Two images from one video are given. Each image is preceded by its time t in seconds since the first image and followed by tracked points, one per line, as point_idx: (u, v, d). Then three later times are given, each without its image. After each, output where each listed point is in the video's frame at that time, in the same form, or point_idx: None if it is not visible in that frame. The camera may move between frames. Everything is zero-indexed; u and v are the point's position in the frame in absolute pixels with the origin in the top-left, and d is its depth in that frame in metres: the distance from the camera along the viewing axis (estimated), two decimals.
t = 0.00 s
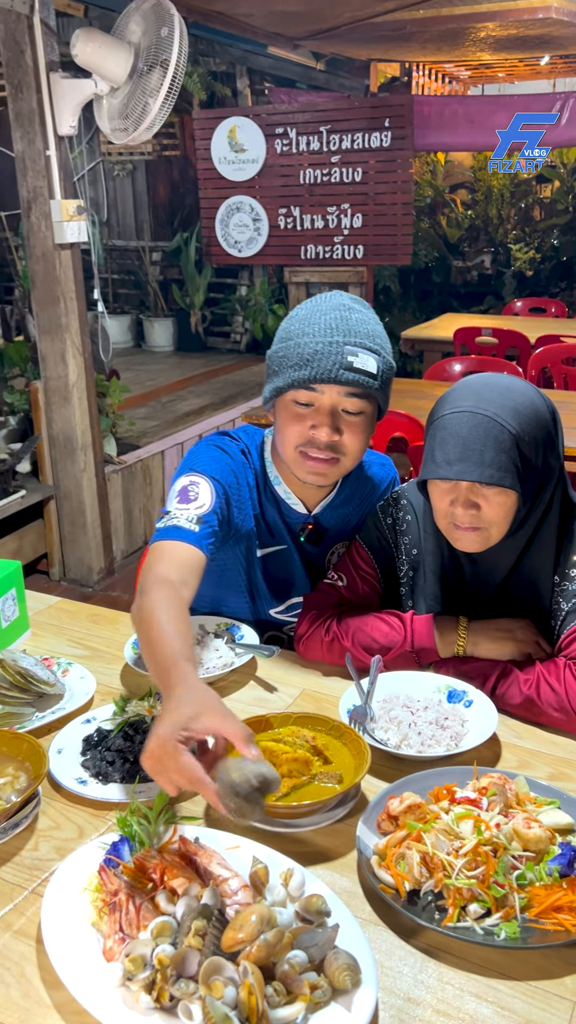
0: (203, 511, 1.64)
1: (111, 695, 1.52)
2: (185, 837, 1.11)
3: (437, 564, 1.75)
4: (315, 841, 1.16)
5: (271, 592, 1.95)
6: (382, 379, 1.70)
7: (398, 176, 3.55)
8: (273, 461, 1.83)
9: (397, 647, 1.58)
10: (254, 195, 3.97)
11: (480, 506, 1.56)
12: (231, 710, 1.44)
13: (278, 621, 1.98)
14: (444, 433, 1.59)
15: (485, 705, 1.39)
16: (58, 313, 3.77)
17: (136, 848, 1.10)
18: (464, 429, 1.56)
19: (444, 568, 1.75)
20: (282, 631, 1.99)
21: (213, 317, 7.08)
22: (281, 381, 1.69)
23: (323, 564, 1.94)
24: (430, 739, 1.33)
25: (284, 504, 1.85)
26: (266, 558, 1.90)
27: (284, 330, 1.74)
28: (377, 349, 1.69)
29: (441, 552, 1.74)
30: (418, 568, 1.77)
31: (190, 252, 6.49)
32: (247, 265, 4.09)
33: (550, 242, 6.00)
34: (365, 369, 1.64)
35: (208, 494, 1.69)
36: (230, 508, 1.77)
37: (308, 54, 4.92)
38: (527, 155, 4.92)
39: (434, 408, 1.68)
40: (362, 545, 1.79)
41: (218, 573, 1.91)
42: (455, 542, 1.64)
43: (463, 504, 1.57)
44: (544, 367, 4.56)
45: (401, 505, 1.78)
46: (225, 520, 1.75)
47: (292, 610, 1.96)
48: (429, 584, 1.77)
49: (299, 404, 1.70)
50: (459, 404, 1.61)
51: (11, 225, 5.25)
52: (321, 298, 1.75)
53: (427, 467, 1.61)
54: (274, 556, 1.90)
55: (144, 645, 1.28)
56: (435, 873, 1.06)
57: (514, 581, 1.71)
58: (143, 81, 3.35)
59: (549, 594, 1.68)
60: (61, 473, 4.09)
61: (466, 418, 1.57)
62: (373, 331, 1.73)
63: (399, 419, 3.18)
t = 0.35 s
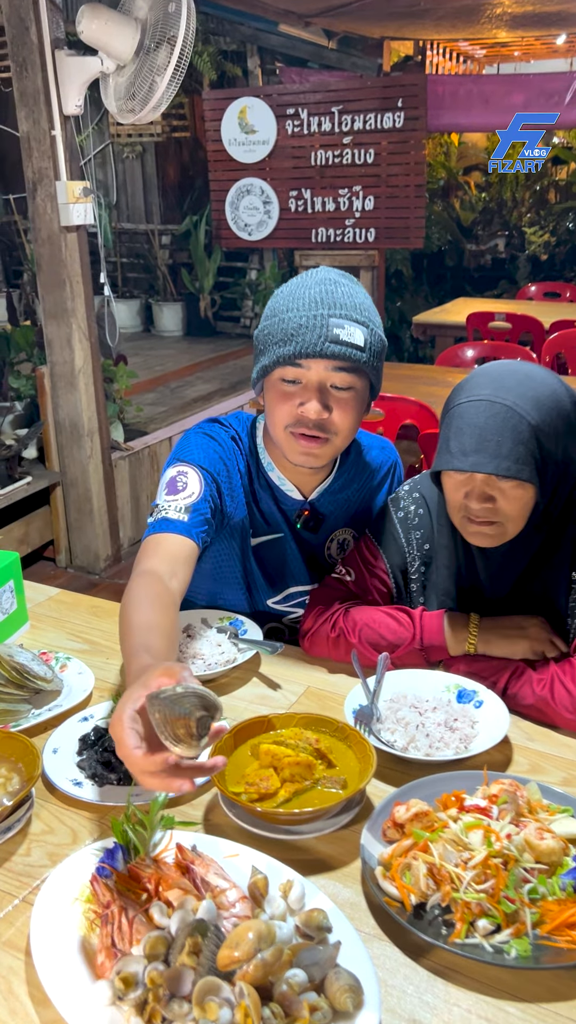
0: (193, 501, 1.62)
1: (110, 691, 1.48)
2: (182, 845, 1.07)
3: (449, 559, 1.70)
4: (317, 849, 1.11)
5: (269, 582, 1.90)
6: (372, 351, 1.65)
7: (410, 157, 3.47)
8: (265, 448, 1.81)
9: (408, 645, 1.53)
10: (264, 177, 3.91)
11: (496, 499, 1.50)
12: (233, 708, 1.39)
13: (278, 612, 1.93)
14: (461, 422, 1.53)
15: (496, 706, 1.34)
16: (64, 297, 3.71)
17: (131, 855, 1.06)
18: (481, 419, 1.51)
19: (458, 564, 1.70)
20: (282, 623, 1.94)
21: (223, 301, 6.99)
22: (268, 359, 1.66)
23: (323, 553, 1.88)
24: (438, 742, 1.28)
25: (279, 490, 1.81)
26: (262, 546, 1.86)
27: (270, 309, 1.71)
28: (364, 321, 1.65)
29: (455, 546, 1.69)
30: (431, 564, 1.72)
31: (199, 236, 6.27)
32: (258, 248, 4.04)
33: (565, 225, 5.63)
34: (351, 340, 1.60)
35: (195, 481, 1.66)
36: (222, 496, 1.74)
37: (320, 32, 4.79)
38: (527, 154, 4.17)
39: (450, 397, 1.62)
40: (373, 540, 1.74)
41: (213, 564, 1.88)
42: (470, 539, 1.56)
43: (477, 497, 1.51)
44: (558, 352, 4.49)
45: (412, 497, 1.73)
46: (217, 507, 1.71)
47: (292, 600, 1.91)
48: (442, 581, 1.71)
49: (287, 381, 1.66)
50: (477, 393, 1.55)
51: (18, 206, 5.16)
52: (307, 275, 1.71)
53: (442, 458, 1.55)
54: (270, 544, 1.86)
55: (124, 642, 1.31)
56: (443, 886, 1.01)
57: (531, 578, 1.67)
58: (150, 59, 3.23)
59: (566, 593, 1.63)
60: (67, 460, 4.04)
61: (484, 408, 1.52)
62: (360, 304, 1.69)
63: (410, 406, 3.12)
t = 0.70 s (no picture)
0: (199, 485, 1.56)
1: (126, 691, 1.39)
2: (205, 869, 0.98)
3: (490, 554, 1.60)
4: (352, 874, 1.02)
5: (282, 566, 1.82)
6: (382, 314, 1.55)
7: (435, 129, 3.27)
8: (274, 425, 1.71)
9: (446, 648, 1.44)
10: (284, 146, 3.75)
11: (547, 490, 1.43)
12: (258, 711, 1.31)
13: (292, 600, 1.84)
14: (510, 405, 1.43)
15: (543, 717, 1.24)
16: (79, 271, 3.59)
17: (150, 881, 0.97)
18: (534, 403, 1.40)
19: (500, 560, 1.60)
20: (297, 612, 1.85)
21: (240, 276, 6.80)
22: (271, 327, 1.56)
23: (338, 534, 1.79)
24: (481, 754, 1.18)
25: (289, 468, 1.73)
26: (273, 529, 1.77)
27: (272, 272, 1.60)
28: (373, 281, 1.54)
29: (496, 542, 1.59)
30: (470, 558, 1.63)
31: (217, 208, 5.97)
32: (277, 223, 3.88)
33: None
34: (360, 304, 1.50)
35: (200, 462, 1.59)
36: (229, 478, 1.67)
37: None
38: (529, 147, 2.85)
39: (498, 376, 1.51)
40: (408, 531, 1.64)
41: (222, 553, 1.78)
42: (515, 528, 1.51)
43: (528, 487, 1.43)
44: None
45: (451, 488, 1.63)
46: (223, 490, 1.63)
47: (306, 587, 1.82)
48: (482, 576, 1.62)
49: (292, 352, 1.56)
50: (529, 372, 1.43)
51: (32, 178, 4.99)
52: (311, 233, 1.60)
53: (491, 445, 1.46)
54: (282, 528, 1.77)
55: (143, 641, 1.26)
56: (493, 923, 0.92)
57: None
58: (169, 21, 3.01)
59: None
60: (82, 440, 3.94)
61: (538, 389, 1.40)
62: (368, 264, 1.58)
63: (437, 386, 3.00)
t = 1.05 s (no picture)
0: (180, 416, 1.55)
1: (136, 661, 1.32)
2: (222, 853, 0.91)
3: (522, 520, 1.55)
4: (380, 861, 0.95)
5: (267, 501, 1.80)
6: (381, 257, 1.47)
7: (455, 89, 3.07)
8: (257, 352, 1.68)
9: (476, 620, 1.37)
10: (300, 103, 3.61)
11: None
12: (275, 685, 1.23)
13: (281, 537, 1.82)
14: (547, 354, 1.36)
15: None
16: (88, 231, 3.49)
17: (162, 867, 0.89)
18: (573, 351, 1.33)
19: (531, 531, 1.55)
20: (286, 550, 1.83)
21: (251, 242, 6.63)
22: (266, 257, 1.48)
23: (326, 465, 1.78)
24: (515, 734, 1.10)
25: (275, 399, 1.71)
26: (257, 462, 1.76)
27: (272, 198, 1.51)
28: (376, 222, 1.46)
29: (528, 511, 1.54)
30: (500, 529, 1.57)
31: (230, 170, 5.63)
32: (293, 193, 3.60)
33: None
34: (361, 243, 1.42)
35: (180, 392, 1.59)
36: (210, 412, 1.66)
37: None
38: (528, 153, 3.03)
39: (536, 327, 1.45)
40: (435, 497, 1.59)
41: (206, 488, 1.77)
42: (545, 490, 1.45)
43: (559, 443, 1.38)
44: None
45: (481, 453, 1.58)
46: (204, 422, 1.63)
47: (292, 521, 1.80)
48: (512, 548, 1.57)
49: (285, 283, 1.48)
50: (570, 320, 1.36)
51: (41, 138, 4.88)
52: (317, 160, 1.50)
53: (523, 394, 1.40)
54: (267, 461, 1.76)
55: (133, 565, 1.20)
56: (535, 918, 0.85)
57: None
58: None
59: None
60: (90, 404, 3.86)
61: None
62: (372, 201, 1.49)
63: (457, 351, 2.90)
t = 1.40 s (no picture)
0: (156, 394, 1.49)
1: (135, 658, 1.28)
2: (221, 864, 0.87)
3: (533, 515, 1.50)
4: (386, 873, 0.91)
5: (244, 482, 1.74)
6: (371, 239, 1.43)
7: (467, 70, 3.01)
8: (239, 333, 1.63)
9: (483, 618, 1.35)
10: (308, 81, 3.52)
11: None
12: (276, 685, 1.20)
13: (260, 520, 1.76)
14: (557, 335, 1.33)
15: None
16: (91, 209, 3.41)
17: (159, 879, 0.85)
18: None
19: (542, 527, 1.50)
20: (266, 533, 1.77)
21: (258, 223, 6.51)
22: (254, 231, 1.42)
23: (303, 447, 1.69)
24: (527, 741, 1.06)
25: (253, 380, 1.65)
26: (234, 444, 1.70)
27: (261, 172, 1.45)
28: (367, 203, 1.42)
29: (540, 507, 1.49)
30: (511, 526, 1.54)
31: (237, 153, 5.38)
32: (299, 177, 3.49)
33: None
34: (353, 223, 1.37)
35: (156, 369, 1.53)
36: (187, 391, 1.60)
37: None
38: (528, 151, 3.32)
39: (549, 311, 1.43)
40: (445, 490, 1.58)
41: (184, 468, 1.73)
42: (551, 479, 1.40)
43: (564, 428, 1.33)
44: None
45: (493, 446, 1.56)
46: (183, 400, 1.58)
47: (270, 503, 1.74)
48: (521, 546, 1.52)
49: (273, 259, 1.42)
50: None
51: (46, 116, 4.81)
52: (311, 134, 1.45)
53: (530, 376, 1.37)
54: (243, 443, 1.69)
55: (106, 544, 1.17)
56: (549, 939, 0.81)
57: None
58: None
59: None
60: (91, 386, 3.81)
61: None
62: (364, 183, 1.45)
63: (466, 337, 2.84)
